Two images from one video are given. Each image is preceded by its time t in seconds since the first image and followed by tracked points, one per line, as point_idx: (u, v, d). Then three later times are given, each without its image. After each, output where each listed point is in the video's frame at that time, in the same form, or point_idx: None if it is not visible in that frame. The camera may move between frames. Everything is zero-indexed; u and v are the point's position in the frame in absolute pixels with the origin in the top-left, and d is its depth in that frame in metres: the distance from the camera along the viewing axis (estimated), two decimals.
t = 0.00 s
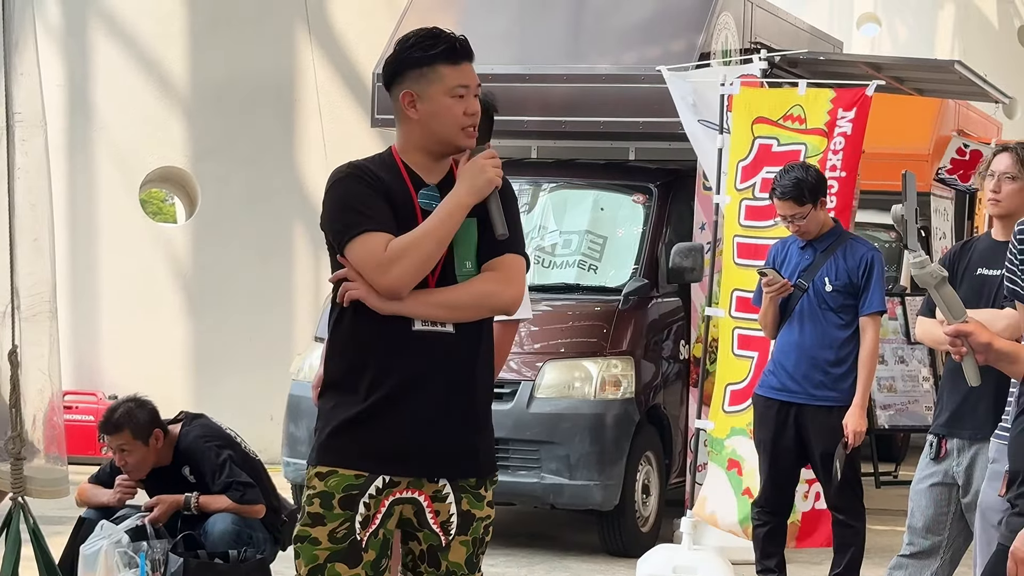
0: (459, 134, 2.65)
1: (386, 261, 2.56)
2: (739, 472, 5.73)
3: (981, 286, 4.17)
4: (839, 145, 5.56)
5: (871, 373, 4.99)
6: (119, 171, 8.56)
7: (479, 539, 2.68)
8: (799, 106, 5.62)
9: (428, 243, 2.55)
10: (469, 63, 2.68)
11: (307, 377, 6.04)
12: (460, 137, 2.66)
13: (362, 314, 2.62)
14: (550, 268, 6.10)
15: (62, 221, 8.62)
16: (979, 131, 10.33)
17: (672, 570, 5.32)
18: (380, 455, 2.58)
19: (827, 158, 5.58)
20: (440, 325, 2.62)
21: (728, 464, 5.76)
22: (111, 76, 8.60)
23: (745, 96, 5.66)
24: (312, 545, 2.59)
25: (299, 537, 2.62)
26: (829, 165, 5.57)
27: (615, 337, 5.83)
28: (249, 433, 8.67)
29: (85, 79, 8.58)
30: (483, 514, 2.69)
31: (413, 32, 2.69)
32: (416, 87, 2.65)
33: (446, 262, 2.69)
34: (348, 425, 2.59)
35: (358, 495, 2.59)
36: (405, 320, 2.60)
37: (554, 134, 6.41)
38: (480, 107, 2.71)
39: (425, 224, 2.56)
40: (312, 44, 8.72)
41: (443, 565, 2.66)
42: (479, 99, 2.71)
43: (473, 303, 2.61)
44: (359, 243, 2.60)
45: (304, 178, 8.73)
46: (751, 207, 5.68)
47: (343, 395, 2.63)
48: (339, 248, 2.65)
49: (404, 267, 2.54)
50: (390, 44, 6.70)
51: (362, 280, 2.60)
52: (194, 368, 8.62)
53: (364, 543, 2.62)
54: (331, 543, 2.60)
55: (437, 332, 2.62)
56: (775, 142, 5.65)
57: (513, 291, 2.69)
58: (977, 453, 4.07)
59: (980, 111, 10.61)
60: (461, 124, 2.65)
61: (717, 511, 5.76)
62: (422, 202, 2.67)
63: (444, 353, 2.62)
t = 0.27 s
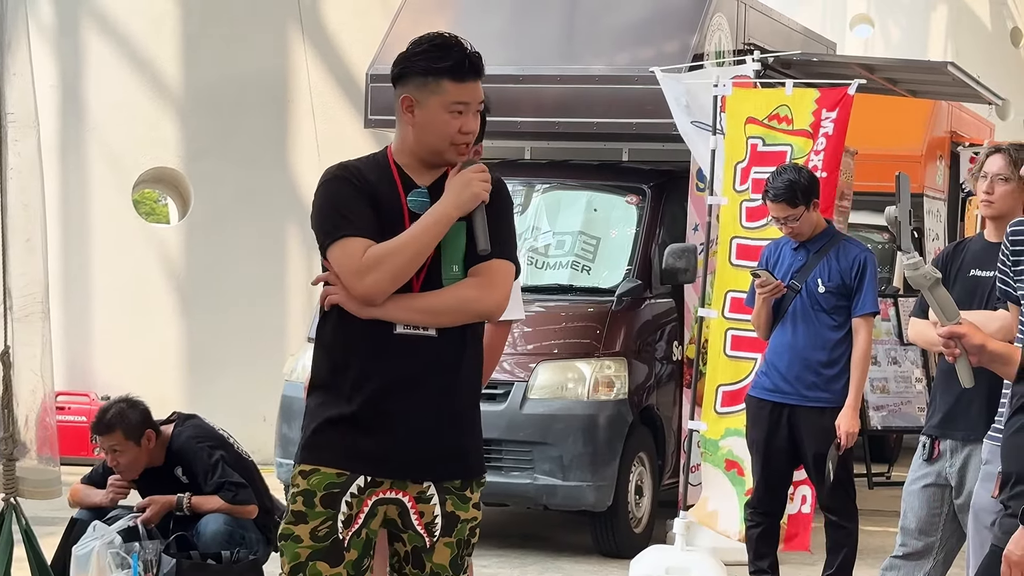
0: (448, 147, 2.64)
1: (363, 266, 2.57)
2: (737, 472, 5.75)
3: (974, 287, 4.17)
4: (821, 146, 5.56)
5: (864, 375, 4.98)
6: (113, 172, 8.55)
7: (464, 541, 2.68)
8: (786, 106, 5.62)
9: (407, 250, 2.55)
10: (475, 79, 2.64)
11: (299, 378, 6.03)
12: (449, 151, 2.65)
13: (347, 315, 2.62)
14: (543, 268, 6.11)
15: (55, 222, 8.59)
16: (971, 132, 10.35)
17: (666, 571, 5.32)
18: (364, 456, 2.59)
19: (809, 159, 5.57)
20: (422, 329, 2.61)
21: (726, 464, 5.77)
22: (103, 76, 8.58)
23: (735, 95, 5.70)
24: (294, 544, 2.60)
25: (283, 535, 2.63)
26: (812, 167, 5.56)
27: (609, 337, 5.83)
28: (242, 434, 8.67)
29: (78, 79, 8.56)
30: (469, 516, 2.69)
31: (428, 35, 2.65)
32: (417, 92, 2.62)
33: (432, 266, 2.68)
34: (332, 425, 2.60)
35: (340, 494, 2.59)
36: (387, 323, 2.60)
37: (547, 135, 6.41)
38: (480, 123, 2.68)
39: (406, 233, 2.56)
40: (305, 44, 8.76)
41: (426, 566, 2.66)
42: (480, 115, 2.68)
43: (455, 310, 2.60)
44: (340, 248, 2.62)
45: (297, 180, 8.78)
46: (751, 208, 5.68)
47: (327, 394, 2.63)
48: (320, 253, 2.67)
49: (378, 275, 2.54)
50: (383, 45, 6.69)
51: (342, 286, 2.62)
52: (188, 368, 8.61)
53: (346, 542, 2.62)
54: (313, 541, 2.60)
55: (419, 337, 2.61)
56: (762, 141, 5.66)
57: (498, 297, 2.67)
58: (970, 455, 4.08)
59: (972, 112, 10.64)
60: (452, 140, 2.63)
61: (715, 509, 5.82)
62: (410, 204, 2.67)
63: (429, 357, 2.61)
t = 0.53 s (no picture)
0: (436, 155, 2.63)
1: (342, 269, 2.57)
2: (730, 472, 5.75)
3: (966, 288, 4.17)
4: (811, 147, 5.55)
5: (855, 377, 5.00)
6: (106, 172, 8.55)
7: (445, 543, 2.67)
8: (779, 106, 5.63)
9: (386, 256, 2.55)
10: (468, 88, 2.62)
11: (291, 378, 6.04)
12: (438, 158, 2.64)
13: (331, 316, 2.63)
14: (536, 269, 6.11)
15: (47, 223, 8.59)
16: (964, 133, 10.36)
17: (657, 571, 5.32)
18: (345, 455, 2.59)
19: (800, 159, 5.56)
20: (401, 334, 2.60)
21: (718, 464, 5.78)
22: (96, 77, 8.58)
23: (732, 96, 5.71)
24: (272, 541, 2.61)
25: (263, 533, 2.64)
26: (802, 168, 5.56)
27: (601, 338, 5.84)
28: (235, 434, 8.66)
29: (71, 80, 8.55)
30: (452, 517, 2.67)
31: (425, 41, 2.65)
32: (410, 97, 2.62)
33: (416, 269, 2.67)
34: (315, 424, 2.60)
35: (318, 492, 2.60)
36: (365, 326, 2.61)
37: (540, 135, 6.41)
38: (474, 131, 2.67)
39: (386, 239, 2.56)
40: (297, 44, 8.75)
41: (407, 567, 2.66)
42: (474, 123, 2.67)
43: (433, 316, 2.58)
44: (322, 250, 2.62)
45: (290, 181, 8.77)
46: (746, 210, 5.67)
47: (310, 393, 2.64)
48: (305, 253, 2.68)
49: (354, 280, 2.55)
50: (375, 46, 6.69)
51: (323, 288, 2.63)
52: (181, 368, 8.61)
53: (324, 540, 2.63)
54: (291, 539, 2.61)
55: (397, 341, 2.60)
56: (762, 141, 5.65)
57: (479, 305, 2.64)
58: (961, 456, 4.07)
59: (965, 113, 10.65)
60: (442, 147, 2.63)
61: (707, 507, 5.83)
62: (398, 207, 2.67)
63: (410, 358, 2.61)
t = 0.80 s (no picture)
0: (427, 154, 2.64)
1: (329, 269, 2.57)
2: (725, 470, 5.78)
3: (960, 289, 4.17)
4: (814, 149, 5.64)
5: (850, 377, 4.99)
6: (100, 171, 8.53)
7: (437, 543, 2.66)
8: (776, 107, 5.67)
9: (372, 256, 2.54)
10: (456, 86, 2.63)
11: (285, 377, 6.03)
12: (429, 157, 2.65)
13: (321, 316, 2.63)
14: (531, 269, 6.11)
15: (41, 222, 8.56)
16: (958, 134, 10.38)
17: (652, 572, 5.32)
18: (336, 454, 2.59)
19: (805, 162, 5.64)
20: (389, 333, 2.59)
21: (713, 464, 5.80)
22: (91, 76, 8.55)
23: (727, 96, 5.71)
24: (263, 539, 2.62)
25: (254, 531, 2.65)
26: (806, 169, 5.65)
27: (596, 338, 5.84)
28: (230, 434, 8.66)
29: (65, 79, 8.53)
30: (443, 518, 2.66)
31: (411, 40, 2.65)
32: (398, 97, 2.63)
33: (405, 270, 2.66)
34: (306, 423, 2.60)
35: (307, 491, 2.61)
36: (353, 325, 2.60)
37: (535, 135, 6.41)
38: (462, 129, 2.68)
39: (373, 239, 2.56)
40: (292, 44, 8.76)
41: (398, 567, 2.65)
42: (462, 121, 2.67)
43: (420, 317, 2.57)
44: (311, 249, 2.62)
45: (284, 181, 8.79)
46: (740, 210, 5.70)
47: (301, 392, 2.64)
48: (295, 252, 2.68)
49: (339, 280, 2.55)
50: (371, 46, 6.69)
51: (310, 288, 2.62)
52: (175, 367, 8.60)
53: (314, 539, 2.63)
54: (281, 537, 2.62)
55: (386, 340, 2.59)
56: (760, 142, 5.68)
57: (467, 306, 2.63)
58: (955, 456, 4.09)
59: (960, 114, 10.66)
60: (431, 147, 2.63)
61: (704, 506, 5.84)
62: (389, 206, 2.66)
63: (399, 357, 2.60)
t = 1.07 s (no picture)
0: (433, 147, 2.65)
1: (337, 262, 2.57)
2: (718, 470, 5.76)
3: (957, 289, 4.18)
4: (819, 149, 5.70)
5: (846, 378, 5.00)
6: (97, 170, 8.53)
7: (438, 542, 2.67)
8: (774, 108, 5.71)
9: (380, 249, 2.55)
10: (455, 76, 2.66)
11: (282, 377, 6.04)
12: (434, 150, 2.66)
13: (322, 315, 2.63)
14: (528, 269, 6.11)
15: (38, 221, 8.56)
16: (956, 134, 10.39)
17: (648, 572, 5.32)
18: (337, 453, 2.59)
19: (812, 162, 5.69)
20: (392, 330, 2.60)
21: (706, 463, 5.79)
22: (87, 76, 8.55)
23: (723, 97, 5.71)
24: (264, 540, 2.61)
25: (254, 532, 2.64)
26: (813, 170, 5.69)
27: (592, 337, 5.84)
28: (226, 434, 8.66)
29: (62, 78, 8.53)
30: (445, 517, 2.67)
31: (401, 38, 2.67)
32: (397, 94, 2.63)
33: (406, 266, 2.68)
34: (307, 424, 2.60)
35: (310, 492, 2.60)
36: (357, 321, 2.60)
37: (532, 135, 6.41)
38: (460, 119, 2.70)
39: (380, 231, 2.57)
40: (289, 43, 8.75)
41: (400, 566, 2.66)
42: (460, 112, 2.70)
43: (425, 311, 2.59)
44: (317, 244, 2.62)
45: (282, 181, 8.77)
46: (735, 209, 5.71)
47: (302, 392, 2.64)
48: (298, 249, 2.68)
49: (349, 273, 2.55)
50: (368, 46, 6.69)
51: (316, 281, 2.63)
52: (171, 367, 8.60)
53: (316, 540, 2.63)
54: (282, 538, 2.61)
55: (389, 337, 2.60)
56: (757, 143, 5.72)
57: (469, 300, 2.66)
58: (952, 456, 4.08)
59: (957, 114, 10.67)
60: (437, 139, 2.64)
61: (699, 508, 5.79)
62: (386, 205, 2.66)
63: (400, 356, 2.61)
